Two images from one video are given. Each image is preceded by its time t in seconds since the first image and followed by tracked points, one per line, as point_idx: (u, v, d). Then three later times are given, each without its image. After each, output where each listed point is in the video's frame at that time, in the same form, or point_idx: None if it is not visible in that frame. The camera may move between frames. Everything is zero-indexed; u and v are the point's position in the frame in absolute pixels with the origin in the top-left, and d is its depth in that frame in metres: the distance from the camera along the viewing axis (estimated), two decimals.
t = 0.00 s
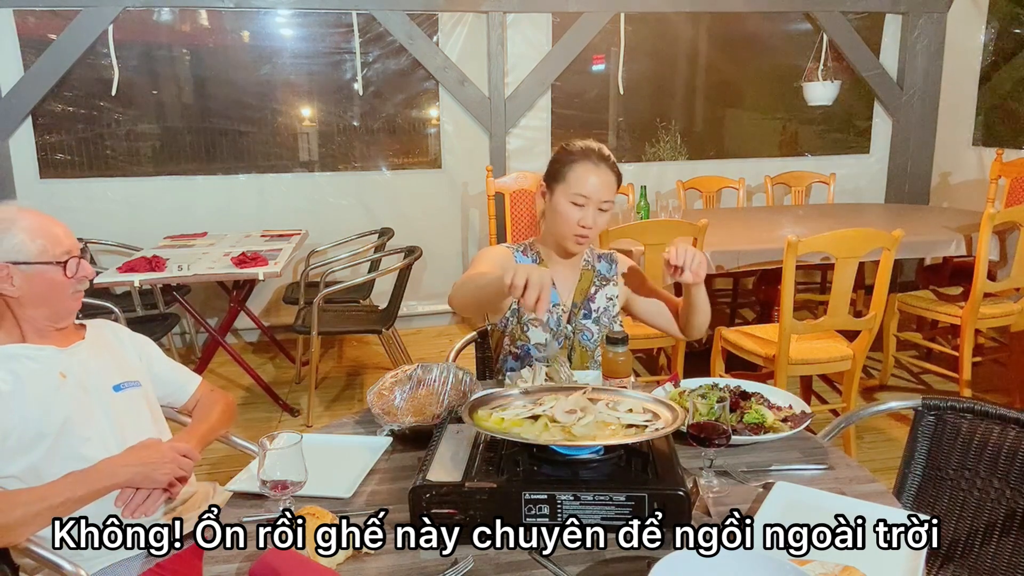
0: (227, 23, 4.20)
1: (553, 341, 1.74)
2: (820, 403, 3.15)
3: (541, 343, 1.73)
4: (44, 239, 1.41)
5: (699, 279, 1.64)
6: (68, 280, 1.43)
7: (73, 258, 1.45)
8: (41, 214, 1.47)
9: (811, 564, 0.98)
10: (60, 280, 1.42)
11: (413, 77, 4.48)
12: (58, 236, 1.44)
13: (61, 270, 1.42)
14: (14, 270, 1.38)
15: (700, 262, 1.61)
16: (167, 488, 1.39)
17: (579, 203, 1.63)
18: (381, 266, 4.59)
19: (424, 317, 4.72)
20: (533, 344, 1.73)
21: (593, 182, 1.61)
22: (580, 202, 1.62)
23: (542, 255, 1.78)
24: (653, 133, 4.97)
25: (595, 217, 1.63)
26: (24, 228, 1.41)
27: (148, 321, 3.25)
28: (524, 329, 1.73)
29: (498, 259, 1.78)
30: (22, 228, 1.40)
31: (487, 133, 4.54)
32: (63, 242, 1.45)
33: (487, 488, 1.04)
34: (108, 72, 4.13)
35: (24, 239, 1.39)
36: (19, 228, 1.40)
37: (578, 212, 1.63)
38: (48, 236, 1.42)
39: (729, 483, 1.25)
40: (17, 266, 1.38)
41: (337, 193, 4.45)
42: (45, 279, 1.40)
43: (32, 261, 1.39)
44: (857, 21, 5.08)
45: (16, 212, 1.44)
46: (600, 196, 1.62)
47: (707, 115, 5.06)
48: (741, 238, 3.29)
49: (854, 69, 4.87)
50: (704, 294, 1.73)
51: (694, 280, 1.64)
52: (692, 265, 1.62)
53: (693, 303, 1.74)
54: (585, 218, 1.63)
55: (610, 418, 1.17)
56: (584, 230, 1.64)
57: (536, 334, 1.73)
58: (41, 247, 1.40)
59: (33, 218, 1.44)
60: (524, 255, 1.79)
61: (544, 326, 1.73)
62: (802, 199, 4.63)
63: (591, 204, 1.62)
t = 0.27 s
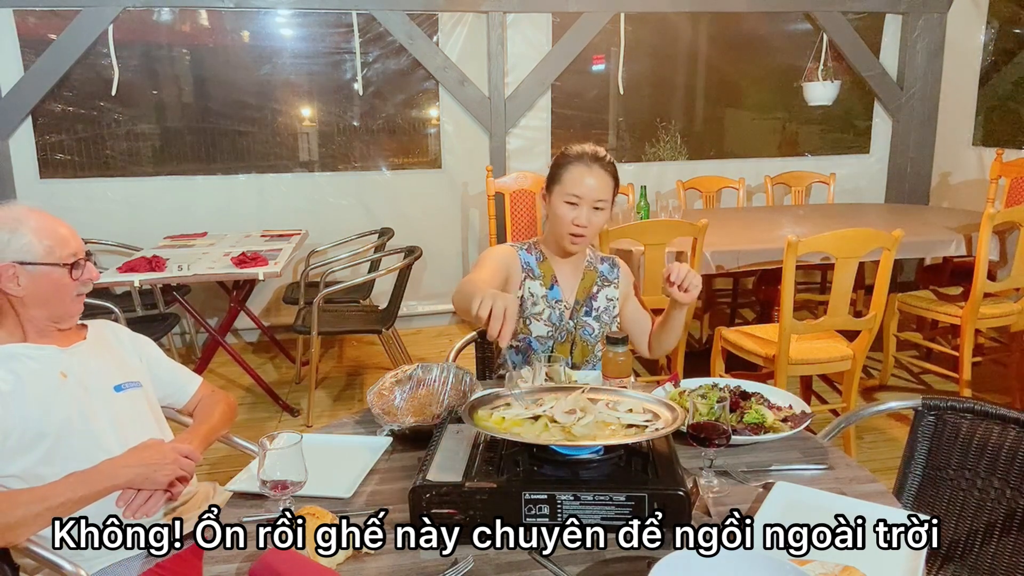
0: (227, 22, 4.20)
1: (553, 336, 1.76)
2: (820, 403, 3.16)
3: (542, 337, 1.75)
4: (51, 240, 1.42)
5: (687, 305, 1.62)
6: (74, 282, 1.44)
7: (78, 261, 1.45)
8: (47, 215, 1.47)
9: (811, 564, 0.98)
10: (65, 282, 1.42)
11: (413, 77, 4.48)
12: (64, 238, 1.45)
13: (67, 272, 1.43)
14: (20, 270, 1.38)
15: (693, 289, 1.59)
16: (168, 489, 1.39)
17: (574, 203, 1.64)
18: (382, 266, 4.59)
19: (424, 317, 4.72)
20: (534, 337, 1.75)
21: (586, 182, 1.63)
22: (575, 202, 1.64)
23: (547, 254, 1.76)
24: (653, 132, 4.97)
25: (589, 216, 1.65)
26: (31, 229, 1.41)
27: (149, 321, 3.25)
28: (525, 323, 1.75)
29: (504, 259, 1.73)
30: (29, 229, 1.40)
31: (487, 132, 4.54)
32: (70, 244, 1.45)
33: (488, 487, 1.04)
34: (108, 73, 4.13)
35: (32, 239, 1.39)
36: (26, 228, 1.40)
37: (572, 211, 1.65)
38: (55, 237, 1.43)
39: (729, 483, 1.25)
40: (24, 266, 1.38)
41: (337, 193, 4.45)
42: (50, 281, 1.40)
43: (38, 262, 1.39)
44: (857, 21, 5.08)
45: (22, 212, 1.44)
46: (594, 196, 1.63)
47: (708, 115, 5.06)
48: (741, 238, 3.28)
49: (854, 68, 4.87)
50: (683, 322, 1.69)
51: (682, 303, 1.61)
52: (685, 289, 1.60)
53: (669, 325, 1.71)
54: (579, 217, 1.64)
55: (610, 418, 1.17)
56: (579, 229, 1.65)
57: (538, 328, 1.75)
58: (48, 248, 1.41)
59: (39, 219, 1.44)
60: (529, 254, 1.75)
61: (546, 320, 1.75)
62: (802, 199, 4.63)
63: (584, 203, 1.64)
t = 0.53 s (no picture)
0: (227, 22, 4.20)
1: (563, 339, 1.76)
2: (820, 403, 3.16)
3: (552, 340, 1.75)
4: (48, 239, 1.42)
5: (694, 318, 1.59)
6: (72, 280, 1.44)
7: (76, 259, 1.45)
8: (45, 214, 1.47)
9: (811, 564, 0.98)
10: (63, 281, 1.42)
11: (413, 77, 4.48)
12: (62, 237, 1.45)
13: (64, 271, 1.43)
14: (18, 270, 1.38)
15: (703, 303, 1.56)
16: (168, 491, 1.39)
17: (571, 195, 1.65)
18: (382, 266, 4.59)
19: (424, 316, 4.72)
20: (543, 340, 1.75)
21: (582, 174, 1.64)
22: (572, 193, 1.65)
23: (555, 254, 1.76)
24: (653, 133, 4.98)
25: (589, 206, 1.65)
26: (28, 229, 1.41)
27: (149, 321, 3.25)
28: (535, 326, 1.75)
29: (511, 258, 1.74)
30: (25, 228, 1.40)
31: (487, 132, 4.54)
32: (67, 243, 1.45)
33: (487, 487, 1.04)
34: (108, 73, 4.13)
35: (28, 240, 1.39)
36: (22, 228, 1.40)
37: (571, 203, 1.66)
38: (51, 236, 1.43)
39: (729, 483, 1.25)
40: (21, 266, 1.38)
41: (337, 193, 4.45)
42: (48, 280, 1.40)
43: (35, 261, 1.39)
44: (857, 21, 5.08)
45: (19, 212, 1.44)
46: (590, 185, 1.64)
47: (708, 115, 5.06)
48: (741, 238, 3.28)
49: (854, 68, 4.87)
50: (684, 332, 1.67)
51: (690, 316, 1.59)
52: (695, 303, 1.57)
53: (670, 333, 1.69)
54: (578, 207, 1.65)
55: (610, 418, 1.17)
56: (579, 219, 1.65)
57: (547, 330, 1.75)
58: (44, 247, 1.41)
59: (36, 218, 1.44)
60: (538, 255, 1.76)
61: (555, 323, 1.75)
62: (802, 199, 4.63)
63: (581, 194, 1.64)
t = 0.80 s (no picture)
0: (227, 22, 4.20)
1: (567, 347, 1.75)
2: (820, 402, 3.16)
3: (555, 348, 1.74)
4: (40, 239, 1.42)
5: (704, 325, 1.59)
6: (66, 279, 1.43)
7: (70, 257, 1.45)
8: (38, 214, 1.47)
9: (811, 564, 0.98)
10: (57, 280, 1.42)
11: (413, 77, 4.48)
12: (55, 236, 1.45)
13: (58, 270, 1.42)
14: (11, 271, 1.38)
15: (712, 310, 1.56)
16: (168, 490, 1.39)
17: (577, 193, 1.65)
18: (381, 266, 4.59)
19: (424, 316, 4.72)
20: (547, 348, 1.74)
21: (587, 173, 1.64)
22: (577, 192, 1.65)
23: (560, 257, 1.77)
24: (653, 133, 4.98)
25: (594, 205, 1.65)
26: (21, 229, 1.41)
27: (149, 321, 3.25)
28: (540, 333, 1.74)
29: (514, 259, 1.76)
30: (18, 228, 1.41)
31: (487, 133, 4.54)
32: (61, 242, 1.45)
33: (487, 487, 1.04)
34: (108, 73, 4.13)
35: (19, 240, 1.39)
36: (16, 229, 1.41)
37: (577, 202, 1.65)
38: (44, 235, 1.43)
39: (729, 483, 1.25)
40: (15, 267, 1.38)
41: (338, 193, 4.45)
42: (41, 279, 1.40)
43: (28, 261, 1.39)
44: (857, 21, 5.08)
45: (13, 212, 1.44)
46: (596, 183, 1.64)
47: (708, 115, 5.06)
48: (741, 238, 3.28)
49: (854, 68, 4.87)
50: (695, 342, 1.68)
51: (700, 324, 1.59)
52: (705, 310, 1.57)
53: (681, 342, 1.70)
54: (583, 206, 1.65)
55: (611, 418, 1.17)
56: (586, 218, 1.65)
57: (551, 338, 1.74)
58: (37, 247, 1.40)
59: (30, 218, 1.44)
60: (544, 259, 1.77)
61: (560, 331, 1.74)
62: (802, 199, 4.63)
63: (587, 192, 1.64)
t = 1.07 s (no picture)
0: (227, 22, 4.20)
1: (566, 353, 1.75)
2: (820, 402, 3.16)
3: (553, 354, 1.75)
4: (38, 239, 1.41)
5: (708, 328, 1.59)
6: (64, 279, 1.43)
7: (68, 257, 1.44)
8: (37, 214, 1.47)
9: (811, 564, 0.98)
10: (55, 280, 1.41)
11: (413, 77, 4.48)
12: (53, 235, 1.44)
13: (56, 269, 1.42)
14: (9, 271, 1.38)
15: (716, 311, 1.56)
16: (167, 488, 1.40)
17: (574, 198, 1.65)
18: (382, 266, 4.60)
19: (424, 316, 4.72)
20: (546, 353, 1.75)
21: (584, 176, 1.64)
22: (574, 196, 1.65)
23: (559, 261, 1.77)
24: (653, 132, 4.98)
25: (592, 209, 1.65)
26: (19, 229, 1.41)
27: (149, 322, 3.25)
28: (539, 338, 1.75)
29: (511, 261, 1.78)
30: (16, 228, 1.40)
31: (487, 133, 4.54)
32: (59, 242, 1.44)
33: (487, 487, 1.04)
34: (108, 73, 4.13)
35: (17, 240, 1.39)
36: (13, 229, 1.40)
37: (573, 207, 1.65)
38: (43, 235, 1.43)
39: (729, 483, 1.25)
40: (12, 266, 1.38)
41: (338, 193, 4.45)
42: (39, 279, 1.40)
43: (25, 261, 1.39)
44: (856, 21, 5.09)
45: (12, 212, 1.44)
46: (592, 187, 1.64)
47: (708, 115, 5.06)
48: (741, 238, 3.28)
49: (854, 68, 4.88)
50: (702, 346, 1.69)
51: (704, 326, 1.59)
52: (709, 312, 1.57)
53: (688, 347, 1.71)
54: (580, 211, 1.64)
55: (611, 418, 1.17)
56: (583, 223, 1.65)
57: (549, 344, 1.75)
58: (34, 247, 1.40)
59: (28, 218, 1.44)
60: (543, 263, 1.77)
61: (559, 337, 1.75)
62: (802, 199, 4.63)
63: (584, 197, 1.64)
